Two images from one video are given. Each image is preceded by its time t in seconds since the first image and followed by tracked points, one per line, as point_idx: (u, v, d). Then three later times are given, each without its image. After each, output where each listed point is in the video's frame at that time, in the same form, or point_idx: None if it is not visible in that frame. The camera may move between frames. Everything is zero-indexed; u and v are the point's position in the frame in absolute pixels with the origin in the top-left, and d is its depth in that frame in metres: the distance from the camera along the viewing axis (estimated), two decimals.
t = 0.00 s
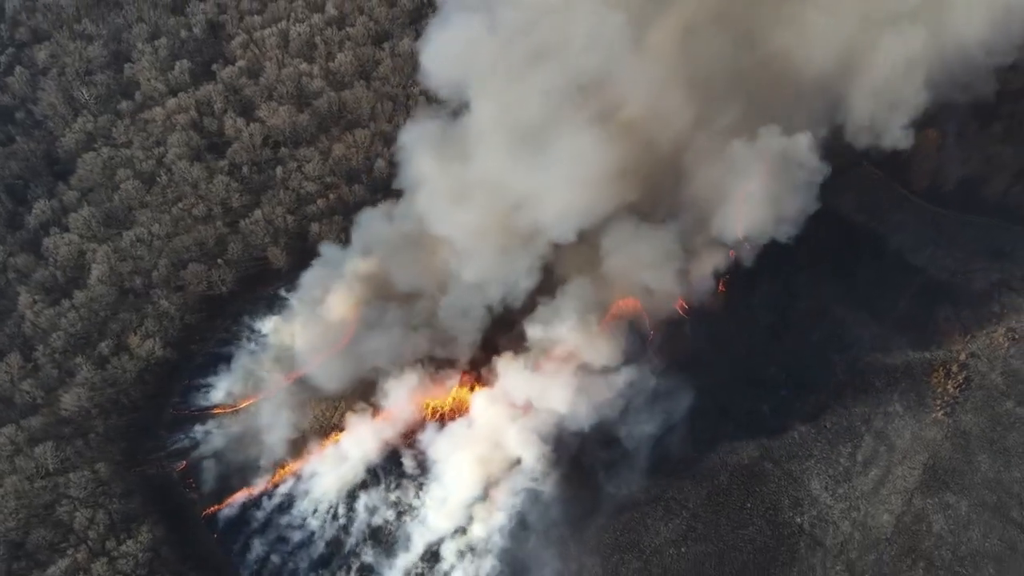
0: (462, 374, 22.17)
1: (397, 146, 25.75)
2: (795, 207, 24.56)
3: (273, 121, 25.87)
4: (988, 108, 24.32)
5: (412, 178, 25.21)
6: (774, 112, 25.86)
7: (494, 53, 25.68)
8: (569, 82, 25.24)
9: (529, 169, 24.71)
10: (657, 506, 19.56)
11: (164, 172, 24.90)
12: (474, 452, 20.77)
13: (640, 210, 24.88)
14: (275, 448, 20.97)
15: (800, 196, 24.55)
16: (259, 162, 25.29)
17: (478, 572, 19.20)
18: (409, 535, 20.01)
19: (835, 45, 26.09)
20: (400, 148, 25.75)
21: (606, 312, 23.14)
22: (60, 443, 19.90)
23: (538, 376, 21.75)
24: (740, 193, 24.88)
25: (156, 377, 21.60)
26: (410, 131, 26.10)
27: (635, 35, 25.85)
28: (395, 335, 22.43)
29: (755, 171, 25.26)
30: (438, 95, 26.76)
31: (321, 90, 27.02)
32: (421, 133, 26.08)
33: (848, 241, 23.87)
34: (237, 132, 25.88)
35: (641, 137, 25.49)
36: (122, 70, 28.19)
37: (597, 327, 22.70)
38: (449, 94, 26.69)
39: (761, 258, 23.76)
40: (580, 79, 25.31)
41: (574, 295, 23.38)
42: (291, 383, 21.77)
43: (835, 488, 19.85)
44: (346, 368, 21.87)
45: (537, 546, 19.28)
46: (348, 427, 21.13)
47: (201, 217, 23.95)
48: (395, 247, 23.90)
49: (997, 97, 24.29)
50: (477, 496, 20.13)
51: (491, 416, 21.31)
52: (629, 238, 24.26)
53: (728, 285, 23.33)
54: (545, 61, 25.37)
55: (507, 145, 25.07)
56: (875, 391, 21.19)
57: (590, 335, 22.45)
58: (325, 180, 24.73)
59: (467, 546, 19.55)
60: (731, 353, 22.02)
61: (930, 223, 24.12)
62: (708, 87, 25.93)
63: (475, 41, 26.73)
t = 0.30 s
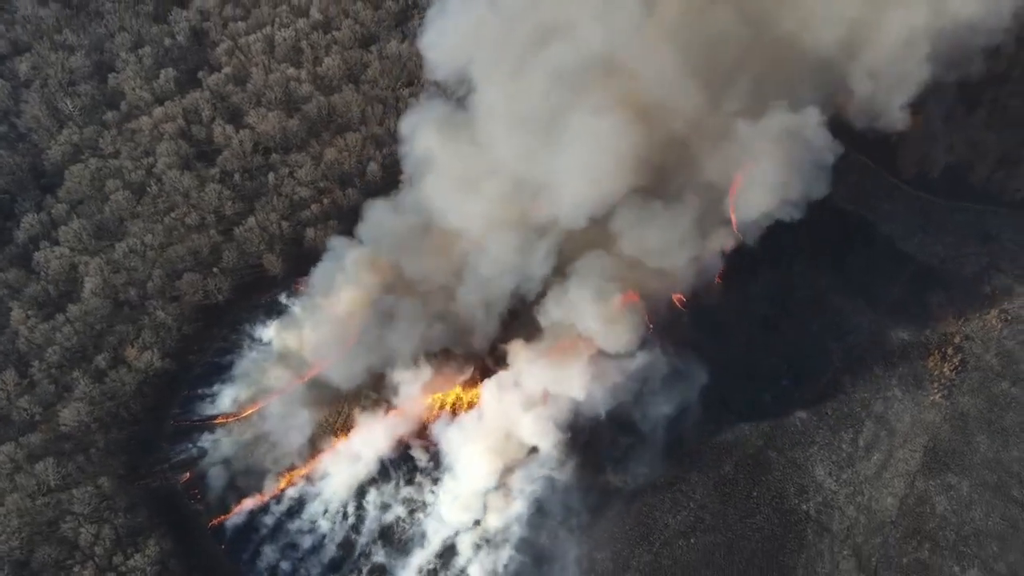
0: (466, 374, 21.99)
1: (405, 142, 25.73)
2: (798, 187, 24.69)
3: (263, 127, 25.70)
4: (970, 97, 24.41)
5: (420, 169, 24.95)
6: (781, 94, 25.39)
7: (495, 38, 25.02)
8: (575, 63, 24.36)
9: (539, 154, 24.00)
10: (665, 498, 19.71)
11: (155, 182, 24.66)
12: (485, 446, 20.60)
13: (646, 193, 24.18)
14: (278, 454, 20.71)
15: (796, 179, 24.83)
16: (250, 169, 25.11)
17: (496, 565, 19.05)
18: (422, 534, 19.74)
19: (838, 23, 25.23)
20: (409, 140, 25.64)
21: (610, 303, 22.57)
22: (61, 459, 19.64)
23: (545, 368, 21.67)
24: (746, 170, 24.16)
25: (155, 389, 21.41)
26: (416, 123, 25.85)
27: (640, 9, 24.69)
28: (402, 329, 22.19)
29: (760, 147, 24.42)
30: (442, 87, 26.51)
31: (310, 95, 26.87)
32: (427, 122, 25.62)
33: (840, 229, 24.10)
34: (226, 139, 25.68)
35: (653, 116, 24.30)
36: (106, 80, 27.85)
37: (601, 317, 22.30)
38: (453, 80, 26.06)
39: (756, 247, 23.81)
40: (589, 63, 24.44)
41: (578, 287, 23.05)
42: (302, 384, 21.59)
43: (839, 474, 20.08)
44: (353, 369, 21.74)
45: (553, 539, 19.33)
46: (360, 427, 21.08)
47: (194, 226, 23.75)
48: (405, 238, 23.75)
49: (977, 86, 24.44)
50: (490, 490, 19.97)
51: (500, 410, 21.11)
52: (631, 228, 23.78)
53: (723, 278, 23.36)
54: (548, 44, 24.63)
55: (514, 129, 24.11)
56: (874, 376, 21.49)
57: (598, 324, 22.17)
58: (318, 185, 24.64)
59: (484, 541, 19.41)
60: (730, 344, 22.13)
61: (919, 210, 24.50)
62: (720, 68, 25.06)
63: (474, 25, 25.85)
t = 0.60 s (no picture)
0: (470, 368, 21.67)
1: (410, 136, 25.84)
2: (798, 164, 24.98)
3: (253, 134, 25.53)
4: (953, 81, 24.73)
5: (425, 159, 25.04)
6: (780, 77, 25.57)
7: (498, 30, 25.38)
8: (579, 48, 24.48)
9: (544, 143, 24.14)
10: (672, 491, 19.79)
11: (145, 192, 24.40)
12: (495, 438, 20.46)
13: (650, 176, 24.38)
14: (282, 462, 20.51)
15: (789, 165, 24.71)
16: (242, 176, 24.92)
17: (512, 558, 19.20)
18: (436, 530, 19.74)
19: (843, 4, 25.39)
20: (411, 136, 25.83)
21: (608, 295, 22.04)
22: (62, 475, 19.41)
23: (553, 357, 21.49)
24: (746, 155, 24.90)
25: (155, 401, 21.17)
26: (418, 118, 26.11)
27: None
28: (411, 319, 21.93)
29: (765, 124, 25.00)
30: (443, 85, 26.85)
31: (299, 100, 26.69)
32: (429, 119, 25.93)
33: (832, 218, 24.32)
34: (216, 147, 25.49)
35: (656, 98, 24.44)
36: (90, 91, 27.53)
37: (599, 309, 22.01)
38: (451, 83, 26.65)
39: (752, 239, 23.97)
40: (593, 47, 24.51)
41: (587, 268, 22.59)
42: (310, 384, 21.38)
43: (842, 460, 20.31)
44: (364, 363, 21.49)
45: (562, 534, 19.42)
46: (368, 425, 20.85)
47: (187, 235, 23.56)
48: (413, 229, 23.75)
49: (960, 71, 24.74)
50: (502, 484, 19.99)
51: (509, 401, 20.89)
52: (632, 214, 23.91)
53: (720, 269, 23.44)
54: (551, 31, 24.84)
55: (518, 118, 24.30)
56: (872, 362, 21.78)
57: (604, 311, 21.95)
58: (311, 190, 24.50)
59: (499, 534, 19.52)
60: (730, 335, 22.23)
61: (908, 197, 24.80)
62: (723, 48, 25.29)
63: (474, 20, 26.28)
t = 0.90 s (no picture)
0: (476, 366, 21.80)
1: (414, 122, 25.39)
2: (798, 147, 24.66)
3: (243, 141, 25.35)
4: (938, 66, 25.15)
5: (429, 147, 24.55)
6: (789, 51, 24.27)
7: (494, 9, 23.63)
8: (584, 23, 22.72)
9: (546, 129, 22.99)
10: (679, 483, 19.87)
11: (136, 203, 24.16)
12: (508, 427, 20.67)
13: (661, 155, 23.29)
14: (288, 468, 20.37)
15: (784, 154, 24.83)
16: (234, 183, 24.74)
17: (529, 549, 19.26)
18: (450, 525, 19.64)
19: None
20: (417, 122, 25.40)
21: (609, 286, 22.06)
22: (65, 491, 19.14)
23: (560, 343, 21.49)
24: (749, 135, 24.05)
25: (155, 413, 20.98)
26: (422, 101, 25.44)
27: None
28: (420, 316, 21.70)
29: (771, 109, 23.70)
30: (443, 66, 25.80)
31: (288, 105, 26.52)
32: (430, 101, 25.06)
33: (823, 208, 24.68)
34: (206, 155, 25.30)
35: (667, 76, 22.93)
36: (74, 102, 27.18)
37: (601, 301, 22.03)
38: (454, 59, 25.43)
39: (747, 231, 24.19)
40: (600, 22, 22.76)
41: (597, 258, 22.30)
42: (319, 384, 21.29)
43: (844, 445, 20.55)
44: (375, 362, 21.50)
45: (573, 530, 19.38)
46: (380, 420, 20.87)
47: (181, 244, 23.35)
48: (419, 222, 23.44)
49: (946, 54, 25.07)
50: (516, 473, 20.07)
51: (519, 389, 21.01)
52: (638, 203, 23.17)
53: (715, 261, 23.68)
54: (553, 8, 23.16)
55: (518, 105, 23.07)
56: (869, 348, 22.12)
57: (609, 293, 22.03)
58: (304, 196, 24.37)
59: (515, 524, 19.60)
60: (729, 326, 22.46)
61: (896, 182, 25.41)
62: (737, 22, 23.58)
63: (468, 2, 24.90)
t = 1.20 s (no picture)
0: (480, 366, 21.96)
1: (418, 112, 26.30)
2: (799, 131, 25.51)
3: (234, 148, 25.15)
4: (919, 58, 26.49)
5: (433, 137, 25.69)
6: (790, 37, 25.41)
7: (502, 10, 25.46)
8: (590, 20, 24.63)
9: (555, 115, 24.65)
10: (685, 476, 19.97)
11: (127, 213, 23.89)
12: (519, 417, 20.77)
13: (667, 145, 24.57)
14: (294, 476, 20.30)
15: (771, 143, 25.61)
16: (226, 191, 24.54)
17: (544, 540, 19.11)
18: (465, 520, 19.54)
19: None
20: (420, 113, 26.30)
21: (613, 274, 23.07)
22: (68, 507, 18.93)
23: (567, 333, 22.20)
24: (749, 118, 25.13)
25: (156, 425, 20.75)
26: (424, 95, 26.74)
27: None
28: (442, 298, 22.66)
29: (775, 92, 24.91)
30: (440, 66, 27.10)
31: (277, 110, 26.37)
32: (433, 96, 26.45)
33: (814, 198, 25.00)
34: (197, 163, 25.10)
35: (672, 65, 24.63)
36: (58, 113, 26.77)
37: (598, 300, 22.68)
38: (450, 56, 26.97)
39: (741, 222, 24.37)
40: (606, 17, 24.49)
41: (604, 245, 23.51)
42: (328, 386, 21.55)
43: (845, 431, 20.77)
44: (397, 348, 22.20)
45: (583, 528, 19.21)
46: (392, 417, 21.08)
47: (175, 254, 23.14)
48: (431, 208, 24.33)
49: (924, 48, 26.53)
50: (530, 463, 20.05)
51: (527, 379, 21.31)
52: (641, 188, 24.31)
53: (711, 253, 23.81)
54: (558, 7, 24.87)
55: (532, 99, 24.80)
56: (865, 334, 22.44)
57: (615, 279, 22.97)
58: (298, 202, 24.23)
59: (529, 514, 19.46)
60: (728, 317, 22.64)
61: (885, 169, 25.80)
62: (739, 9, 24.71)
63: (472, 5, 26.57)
